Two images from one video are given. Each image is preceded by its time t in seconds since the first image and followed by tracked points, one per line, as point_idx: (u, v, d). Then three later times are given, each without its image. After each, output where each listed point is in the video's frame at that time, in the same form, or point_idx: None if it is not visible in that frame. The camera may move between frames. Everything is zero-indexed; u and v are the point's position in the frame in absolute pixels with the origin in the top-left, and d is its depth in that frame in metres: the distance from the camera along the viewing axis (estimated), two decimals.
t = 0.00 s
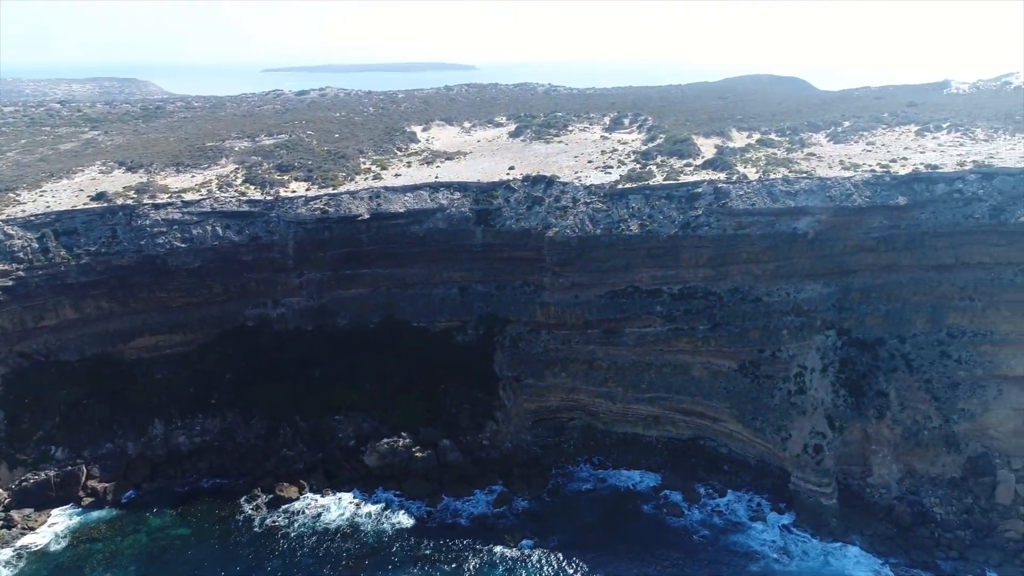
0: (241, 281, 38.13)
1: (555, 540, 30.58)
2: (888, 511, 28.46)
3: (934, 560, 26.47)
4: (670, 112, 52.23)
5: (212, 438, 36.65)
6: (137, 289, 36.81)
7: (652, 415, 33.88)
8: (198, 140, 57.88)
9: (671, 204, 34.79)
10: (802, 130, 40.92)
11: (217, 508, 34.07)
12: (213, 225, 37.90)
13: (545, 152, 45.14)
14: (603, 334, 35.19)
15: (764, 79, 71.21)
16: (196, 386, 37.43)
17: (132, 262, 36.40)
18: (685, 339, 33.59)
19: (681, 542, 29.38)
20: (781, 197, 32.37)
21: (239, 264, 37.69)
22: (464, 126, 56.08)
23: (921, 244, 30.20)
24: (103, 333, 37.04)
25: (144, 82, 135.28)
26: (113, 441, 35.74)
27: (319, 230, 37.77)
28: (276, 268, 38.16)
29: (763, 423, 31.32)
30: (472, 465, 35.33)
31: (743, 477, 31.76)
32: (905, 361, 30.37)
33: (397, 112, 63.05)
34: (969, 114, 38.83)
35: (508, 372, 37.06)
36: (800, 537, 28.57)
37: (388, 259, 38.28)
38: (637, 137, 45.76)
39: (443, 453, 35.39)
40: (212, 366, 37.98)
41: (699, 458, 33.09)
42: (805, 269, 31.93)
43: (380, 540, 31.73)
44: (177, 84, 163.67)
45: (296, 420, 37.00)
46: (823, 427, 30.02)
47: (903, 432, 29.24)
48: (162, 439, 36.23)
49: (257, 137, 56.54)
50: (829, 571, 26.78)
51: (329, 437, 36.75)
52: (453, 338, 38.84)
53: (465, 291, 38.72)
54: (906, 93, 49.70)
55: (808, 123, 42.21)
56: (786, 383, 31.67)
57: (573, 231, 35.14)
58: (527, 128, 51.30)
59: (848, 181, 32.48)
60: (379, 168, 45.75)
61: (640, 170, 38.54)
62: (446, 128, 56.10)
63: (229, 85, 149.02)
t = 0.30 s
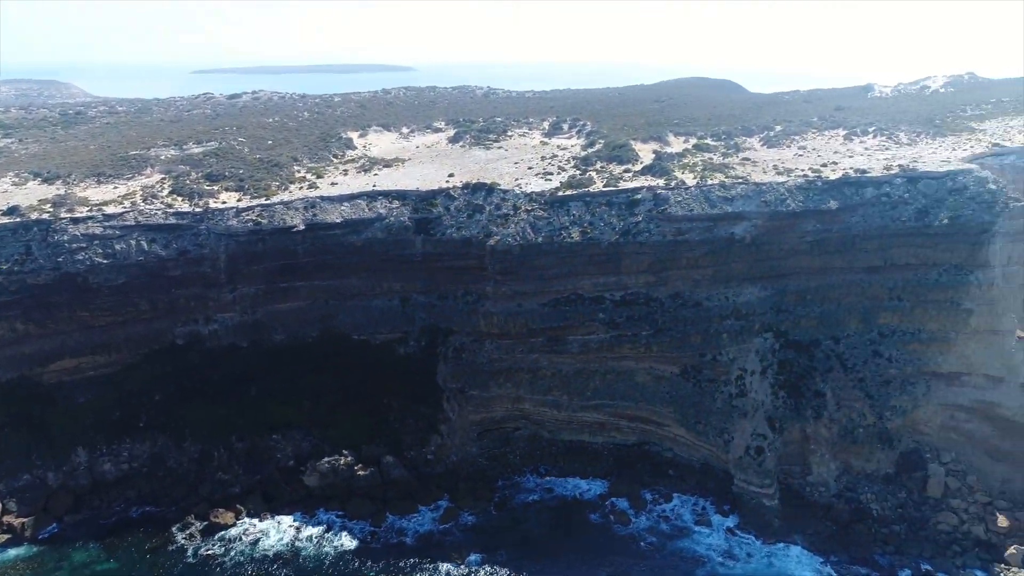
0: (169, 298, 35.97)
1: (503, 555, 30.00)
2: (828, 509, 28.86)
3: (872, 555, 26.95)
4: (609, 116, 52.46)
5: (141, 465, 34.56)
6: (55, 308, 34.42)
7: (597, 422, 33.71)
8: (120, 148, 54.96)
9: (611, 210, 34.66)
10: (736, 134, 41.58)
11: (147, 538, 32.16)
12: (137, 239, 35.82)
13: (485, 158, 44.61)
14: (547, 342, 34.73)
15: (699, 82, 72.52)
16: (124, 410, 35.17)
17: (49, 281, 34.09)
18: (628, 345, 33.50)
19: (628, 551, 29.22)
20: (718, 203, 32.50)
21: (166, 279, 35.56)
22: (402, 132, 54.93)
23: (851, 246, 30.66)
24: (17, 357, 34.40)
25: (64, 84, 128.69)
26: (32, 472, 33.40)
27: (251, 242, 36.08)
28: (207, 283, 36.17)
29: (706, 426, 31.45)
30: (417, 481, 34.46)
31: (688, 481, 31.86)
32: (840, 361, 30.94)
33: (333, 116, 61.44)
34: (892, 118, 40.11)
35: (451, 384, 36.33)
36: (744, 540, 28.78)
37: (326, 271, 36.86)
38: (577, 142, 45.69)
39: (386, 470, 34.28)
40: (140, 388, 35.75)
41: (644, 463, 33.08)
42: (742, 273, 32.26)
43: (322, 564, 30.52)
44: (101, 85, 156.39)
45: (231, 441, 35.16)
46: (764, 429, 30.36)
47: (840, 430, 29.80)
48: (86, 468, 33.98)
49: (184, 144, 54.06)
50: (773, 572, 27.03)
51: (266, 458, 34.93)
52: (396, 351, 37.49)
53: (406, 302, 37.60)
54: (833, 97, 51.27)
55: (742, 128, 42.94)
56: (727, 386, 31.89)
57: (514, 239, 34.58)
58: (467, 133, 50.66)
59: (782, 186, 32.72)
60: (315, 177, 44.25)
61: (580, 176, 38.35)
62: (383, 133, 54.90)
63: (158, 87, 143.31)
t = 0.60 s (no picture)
0: (97, 315, 34.09)
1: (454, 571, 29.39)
2: (774, 509, 29.13)
3: (818, 553, 27.31)
4: (552, 120, 52.37)
5: (69, 492, 32.40)
6: None
7: (548, 430, 33.35)
8: (42, 156, 51.95)
9: (557, 216, 34.36)
10: (678, 139, 41.99)
11: (77, 571, 30.44)
12: (61, 254, 33.84)
13: (429, 164, 43.97)
14: (495, 350, 34.16)
15: (642, 85, 73.27)
16: (50, 434, 33.00)
17: None
18: (576, 352, 33.31)
19: (581, 560, 29.00)
20: (661, 209, 32.48)
21: (93, 295, 33.68)
22: (343, 137, 53.92)
23: (792, 249, 31.09)
24: None
25: None
26: None
27: (185, 255, 34.46)
28: (138, 299, 34.41)
29: (655, 431, 31.48)
30: (364, 498, 33.48)
31: (638, 486, 31.85)
32: (782, 362, 31.36)
33: (271, 121, 59.60)
34: (826, 122, 41.08)
35: (398, 396, 35.22)
36: (693, 544, 28.87)
37: (264, 283, 35.38)
38: (521, 147, 45.42)
39: (332, 488, 33.17)
40: (67, 410, 33.62)
41: (595, 469, 32.97)
42: (687, 277, 32.39)
43: None
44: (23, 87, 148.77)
45: (167, 464, 33.21)
46: (711, 432, 30.56)
47: (784, 430, 30.24)
48: (8, 498, 31.63)
49: (112, 152, 51.51)
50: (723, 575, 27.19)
51: (205, 480, 33.23)
52: (342, 363, 36.24)
53: (349, 313, 36.45)
54: (769, 100, 52.40)
55: (683, 132, 43.39)
56: (674, 390, 31.98)
57: (460, 248, 33.87)
58: (409, 138, 49.91)
59: (723, 191, 32.71)
60: (252, 185, 42.64)
61: (525, 183, 37.99)
62: (324, 139, 53.54)
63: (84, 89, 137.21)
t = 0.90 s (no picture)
0: (10, 338, 31.83)
1: None
2: (718, 511, 29.30)
3: (762, 553, 27.57)
4: (490, 125, 51.96)
5: None
6: None
7: (493, 440, 32.85)
8: None
9: (497, 224, 33.78)
10: (615, 143, 42.20)
11: None
12: None
13: (365, 172, 43.18)
14: (437, 362, 33.32)
15: (579, 87, 73.65)
16: None
17: None
18: (520, 361, 32.81)
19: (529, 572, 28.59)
20: (601, 215, 32.31)
21: (6, 317, 31.53)
22: (275, 144, 52.31)
23: (729, 253, 31.37)
24: None
25: None
26: None
27: (106, 272, 32.41)
28: (56, 319, 32.19)
29: (601, 438, 31.41)
30: (305, 520, 32.27)
31: (585, 493, 31.67)
32: (722, 364, 31.65)
33: (198, 127, 57.21)
34: (758, 125, 41.93)
35: (339, 412, 33.90)
36: (641, 551, 28.79)
37: (193, 298, 33.40)
38: (459, 153, 44.98)
39: (271, 511, 31.70)
40: None
41: (542, 478, 32.65)
42: (628, 283, 32.28)
43: None
44: None
45: (92, 494, 31.41)
46: (655, 437, 30.60)
47: (726, 432, 30.52)
48: None
49: (24, 162, 48.32)
50: None
51: (134, 509, 31.45)
52: (278, 380, 34.43)
53: (286, 327, 34.62)
54: (703, 103, 53.33)
55: (620, 136, 43.62)
56: (618, 396, 31.92)
57: (398, 258, 32.90)
58: (344, 144, 48.95)
59: (661, 197, 32.74)
60: (178, 196, 40.59)
61: (464, 190, 37.36)
62: (255, 146, 51.70)
63: None
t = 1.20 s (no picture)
0: None
1: None
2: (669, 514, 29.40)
3: (712, 555, 27.65)
4: (435, 129, 51.42)
5: None
6: None
7: (442, 451, 32.30)
8: None
9: (443, 232, 33.18)
10: (559, 148, 42.27)
11: None
12: None
13: (305, 179, 42.08)
14: (383, 375, 32.42)
15: (524, 90, 73.70)
16: None
17: None
18: (469, 370, 32.24)
19: None
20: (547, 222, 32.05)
21: None
22: (211, 151, 50.50)
23: (675, 258, 31.57)
24: None
25: None
26: None
27: (29, 289, 30.44)
28: None
29: (551, 445, 31.18)
30: (249, 543, 31.02)
31: (537, 502, 31.45)
32: (670, 367, 31.82)
33: (128, 133, 54.75)
34: (699, 129, 42.58)
35: (283, 429, 32.82)
36: (593, 558, 28.65)
37: (126, 315, 31.82)
38: (403, 159, 44.34)
39: (213, 535, 30.20)
40: None
41: (493, 488, 32.25)
42: (575, 289, 32.10)
43: None
44: None
45: (16, 526, 29.00)
46: (605, 442, 30.61)
47: (675, 435, 30.73)
48: None
49: None
50: None
51: (64, 540, 29.22)
52: (218, 398, 33.16)
53: (225, 342, 33.32)
54: (645, 106, 53.98)
55: (565, 141, 43.66)
56: (568, 403, 31.76)
57: (341, 269, 31.86)
58: (284, 151, 47.71)
59: (606, 202, 32.73)
60: (106, 207, 38.59)
61: (408, 198, 36.63)
62: (189, 153, 49.77)
63: None
